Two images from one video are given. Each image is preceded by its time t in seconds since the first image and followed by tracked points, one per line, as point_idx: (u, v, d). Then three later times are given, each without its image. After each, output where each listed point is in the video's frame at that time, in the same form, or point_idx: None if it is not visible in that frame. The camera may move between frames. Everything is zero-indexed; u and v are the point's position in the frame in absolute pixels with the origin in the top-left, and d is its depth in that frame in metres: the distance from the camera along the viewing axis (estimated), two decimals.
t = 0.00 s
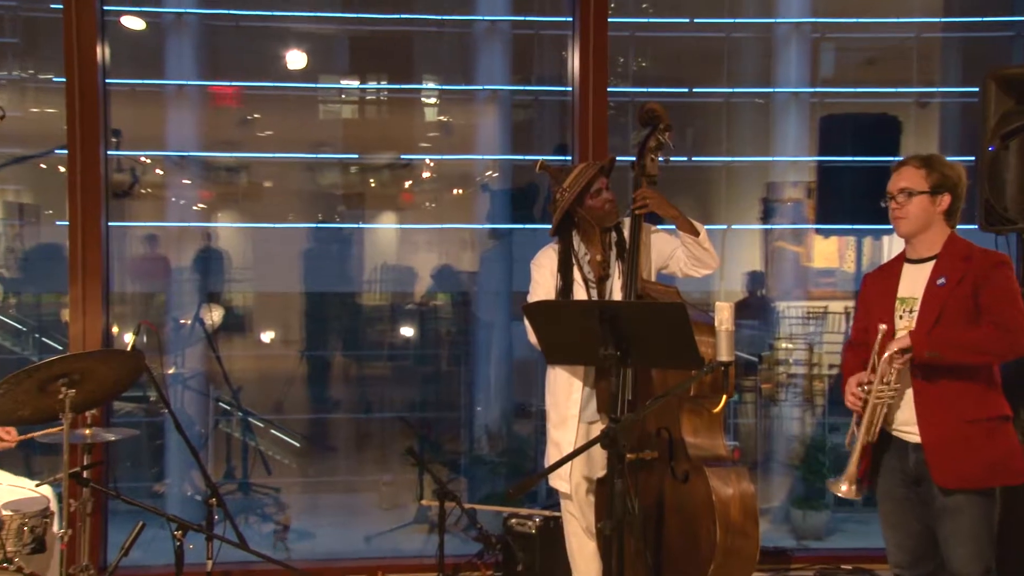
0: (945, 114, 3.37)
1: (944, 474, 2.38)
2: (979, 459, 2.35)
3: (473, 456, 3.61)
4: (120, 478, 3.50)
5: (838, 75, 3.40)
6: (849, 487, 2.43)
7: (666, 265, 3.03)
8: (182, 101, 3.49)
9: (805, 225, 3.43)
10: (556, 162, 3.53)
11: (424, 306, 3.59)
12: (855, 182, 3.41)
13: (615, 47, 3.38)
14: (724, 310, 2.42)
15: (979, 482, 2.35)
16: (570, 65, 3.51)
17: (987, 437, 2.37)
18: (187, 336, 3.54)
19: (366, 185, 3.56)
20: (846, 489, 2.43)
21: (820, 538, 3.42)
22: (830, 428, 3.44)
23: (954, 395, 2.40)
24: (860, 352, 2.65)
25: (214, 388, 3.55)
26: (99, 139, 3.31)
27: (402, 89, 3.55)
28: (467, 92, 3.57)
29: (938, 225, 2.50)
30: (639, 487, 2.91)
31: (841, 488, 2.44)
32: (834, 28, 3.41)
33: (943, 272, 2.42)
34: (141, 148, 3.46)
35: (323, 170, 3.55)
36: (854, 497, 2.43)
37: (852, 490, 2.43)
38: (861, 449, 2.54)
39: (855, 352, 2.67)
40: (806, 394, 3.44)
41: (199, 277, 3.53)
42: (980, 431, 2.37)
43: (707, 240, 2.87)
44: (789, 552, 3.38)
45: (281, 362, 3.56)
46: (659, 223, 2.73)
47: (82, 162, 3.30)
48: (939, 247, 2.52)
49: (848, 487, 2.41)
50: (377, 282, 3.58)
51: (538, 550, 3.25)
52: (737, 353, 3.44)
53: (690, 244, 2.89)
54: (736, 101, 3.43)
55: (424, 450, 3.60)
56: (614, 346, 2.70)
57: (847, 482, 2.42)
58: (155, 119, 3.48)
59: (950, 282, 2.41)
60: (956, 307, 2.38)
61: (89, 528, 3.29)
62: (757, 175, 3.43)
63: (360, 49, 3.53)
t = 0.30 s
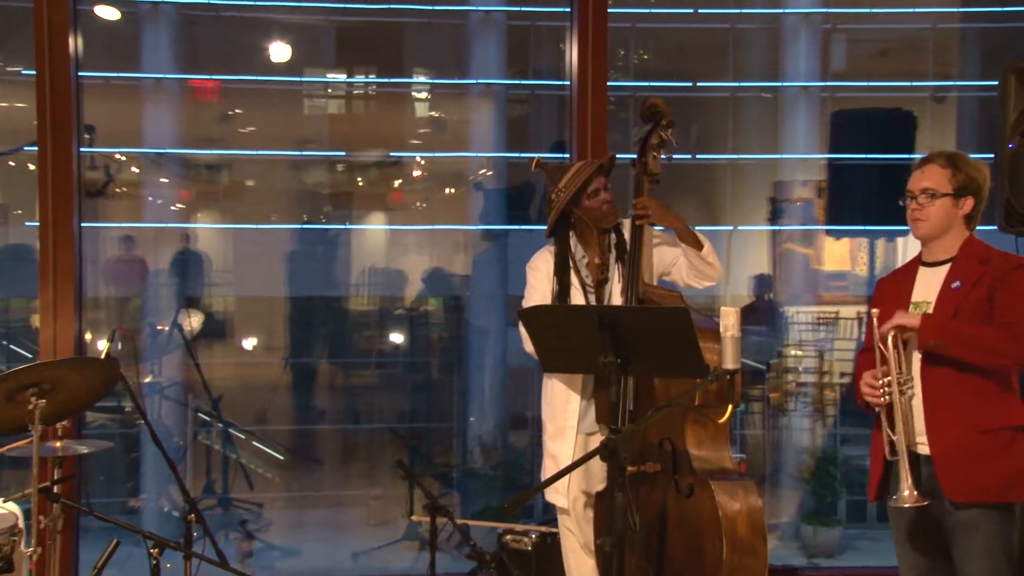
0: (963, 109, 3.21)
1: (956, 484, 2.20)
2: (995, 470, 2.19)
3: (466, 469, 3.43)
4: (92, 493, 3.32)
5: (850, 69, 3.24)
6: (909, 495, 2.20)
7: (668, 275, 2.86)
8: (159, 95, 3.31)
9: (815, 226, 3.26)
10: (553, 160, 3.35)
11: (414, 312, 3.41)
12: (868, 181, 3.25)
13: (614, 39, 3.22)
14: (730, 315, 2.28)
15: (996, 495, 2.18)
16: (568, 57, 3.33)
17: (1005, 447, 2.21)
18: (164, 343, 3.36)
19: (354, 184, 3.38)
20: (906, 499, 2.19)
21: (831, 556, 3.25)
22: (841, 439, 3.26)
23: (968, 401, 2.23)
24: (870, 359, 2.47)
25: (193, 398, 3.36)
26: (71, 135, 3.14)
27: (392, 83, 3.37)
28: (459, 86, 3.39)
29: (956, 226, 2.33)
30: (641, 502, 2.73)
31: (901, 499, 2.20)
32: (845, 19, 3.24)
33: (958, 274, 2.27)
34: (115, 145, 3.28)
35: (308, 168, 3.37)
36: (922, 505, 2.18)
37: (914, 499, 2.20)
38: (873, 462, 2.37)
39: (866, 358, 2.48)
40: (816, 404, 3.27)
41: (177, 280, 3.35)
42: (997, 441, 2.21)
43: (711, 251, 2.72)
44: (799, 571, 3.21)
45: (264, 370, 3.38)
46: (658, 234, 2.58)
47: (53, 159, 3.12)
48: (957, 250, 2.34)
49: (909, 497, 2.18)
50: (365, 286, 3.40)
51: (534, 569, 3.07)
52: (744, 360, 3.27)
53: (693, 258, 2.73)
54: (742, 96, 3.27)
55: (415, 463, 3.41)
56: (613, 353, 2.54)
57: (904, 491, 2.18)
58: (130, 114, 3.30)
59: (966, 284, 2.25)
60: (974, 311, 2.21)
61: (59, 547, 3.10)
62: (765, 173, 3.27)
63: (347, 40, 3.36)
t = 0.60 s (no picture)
0: (981, 103, 3.05)
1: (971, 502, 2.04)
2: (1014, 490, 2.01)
3: (458, 484, 3.25)
4: (62, 510, 3.14)
5: (862, 61, 3.08)
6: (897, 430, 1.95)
7: (669, 288, 2.70)
8: (134, 89, 3.14)
9: (826, 227, 3.10)
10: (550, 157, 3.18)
11: (403, 318, 3.23)
12: (881, 180, 3.08)
13: (613, 31, 3.06)
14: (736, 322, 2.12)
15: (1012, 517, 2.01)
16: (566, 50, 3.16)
17: None
18: (139, 352, 3.18)
19: (340, 183, 3.21)
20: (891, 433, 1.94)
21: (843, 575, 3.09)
22: (854, 453, 3.10)
23: (984, 416, 2.07)
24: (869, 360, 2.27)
25: (169, 409, 3.19)
26: (40, 131, 2.96)
27: (380, 77, 3.20)
28: (451, 80, 3.21)
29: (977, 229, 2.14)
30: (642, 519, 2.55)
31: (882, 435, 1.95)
32: (858, 9, 3.08)
33: (978, 280, 2.10)
34: (87, 142, 3.11)
35: (292, 167, 3.20)
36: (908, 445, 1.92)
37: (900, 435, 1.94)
38: (881, 478, 2.21)
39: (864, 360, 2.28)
40: (827, 415, 3.10)
41: (153, 285, 3.17)
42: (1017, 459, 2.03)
43: (713, 277, 2.55)
44: None
45: (245, 380, 3.20)
46: (657, 261, 2.47)
47: (20, 156, 2.94)
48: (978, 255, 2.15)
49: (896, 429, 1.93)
50: (352, 291, 3.23)
51: None
52: (751, 370, 3.11)
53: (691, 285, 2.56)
54: (749, 91, 3.10)
55: (404, 478, 3.23)
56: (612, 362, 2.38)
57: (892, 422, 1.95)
58: (103, 109, 3.12)
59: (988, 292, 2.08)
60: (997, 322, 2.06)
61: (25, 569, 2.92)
62: (773, 172, 3.11)
63: (333, 31, 3.19)
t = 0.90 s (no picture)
0: (1002, 99, 2.89)
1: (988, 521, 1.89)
2: None
3: (450, 501, 3.08)
4: (31, 528, 2.97)
5: (877, 55, 2.92)
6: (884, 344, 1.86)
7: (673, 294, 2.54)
8: (108, 83, 2.96)
9: (838, 229, 2.94)
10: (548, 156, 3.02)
11: (393, 325, 3.06)
12: (896, 180, 2.92)
13: (616, 22, 2.95)
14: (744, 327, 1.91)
15: None
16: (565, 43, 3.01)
17: None
18: (113, 361, 3.01)
19: (326, 183, 3.04)
20: (875, 346, 1.85)
21: None
22: (868, 467, 2.94)
23: (1002, 426, 1.90)
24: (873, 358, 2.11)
25: (145, 422, 3.01)
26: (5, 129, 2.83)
27: (369, 71, 3.03)
28: (444, 74, 3.05)
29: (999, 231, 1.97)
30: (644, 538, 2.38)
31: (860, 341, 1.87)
32: None
33: (997, 285, 1.93)
34: (58, 139, 2.95)
35: (275, 166, 3.03)
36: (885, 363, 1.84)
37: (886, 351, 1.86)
38: (889, 491, 2.04)
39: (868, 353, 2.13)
40: (840, 427, 2.94)
41: (128, 291, 3.00)
42: None
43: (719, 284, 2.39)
44: None
45: (225, 391, 3.03)
46: (661, 265, 2.31)
47: None
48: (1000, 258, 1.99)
49: (882, 343, 1.84)
50: (338, 297, 3.05)
51: None
52: (759, 380, 2.95)
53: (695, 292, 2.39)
54: (758, 86, 2.94)
55: (393, 494, 3.06)
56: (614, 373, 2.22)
57: (883, 334, 1.86)
58: (75, 105, 2.95)
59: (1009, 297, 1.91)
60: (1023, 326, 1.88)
61: None
62: (783, 171, 2.95)
63: (319, 22, 3.02)
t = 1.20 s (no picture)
0: None
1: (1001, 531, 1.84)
2: None
3: (442, 518, 2.91)
4: None
5: (893, 47, 2.77)
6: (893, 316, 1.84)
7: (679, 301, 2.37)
8: (80, 77, 2.80)
9: (853, 231, 2.79)
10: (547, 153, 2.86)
11: (382, 332, 2.90)
12: (914, 179, 2.77)
13: (619, 13, 2.81)
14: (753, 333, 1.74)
15: None
16: (564, 34, 2.86)
17: None
18: (85, 370, 2.84)
19: (311, 182, 2.88)
20: (881, 316, 1.84)
21: None
22: (884, 483, 2.78)
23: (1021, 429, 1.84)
24: (895, 350, 2.05)
25: (119, 435, 2.84)
26: None
27: (357, 64, 2.87)
28: (436, 67, 2.88)
29: None
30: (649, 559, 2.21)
31: (869, 308, 1.87)
32: None
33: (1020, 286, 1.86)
34: (28, 136, 2.79)
35: (257, 164, 2.87)
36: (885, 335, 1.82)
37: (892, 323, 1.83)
38: (904, 499, 1.99)
39: (889, 344, 2.07)
40: (855, 440, 2.78)
41: (101, 296, 2.84)
42: None
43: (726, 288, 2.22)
44: None
45: (204, 402, 2.86)
46: (666, 269, 2.15)
47: None
48: None
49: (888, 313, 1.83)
50: (324, 302, 2.89)
51: None
52: (769, 390, 2.79)
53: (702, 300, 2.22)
54: (767, 80, 2.79)
55: (382, 511, 2.90)
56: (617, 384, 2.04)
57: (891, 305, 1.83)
58: (45, 99, 2.79)
59: None
60: None
61: None
62: (794, 169, 2.80)
63: (304, 12, 2.86)
